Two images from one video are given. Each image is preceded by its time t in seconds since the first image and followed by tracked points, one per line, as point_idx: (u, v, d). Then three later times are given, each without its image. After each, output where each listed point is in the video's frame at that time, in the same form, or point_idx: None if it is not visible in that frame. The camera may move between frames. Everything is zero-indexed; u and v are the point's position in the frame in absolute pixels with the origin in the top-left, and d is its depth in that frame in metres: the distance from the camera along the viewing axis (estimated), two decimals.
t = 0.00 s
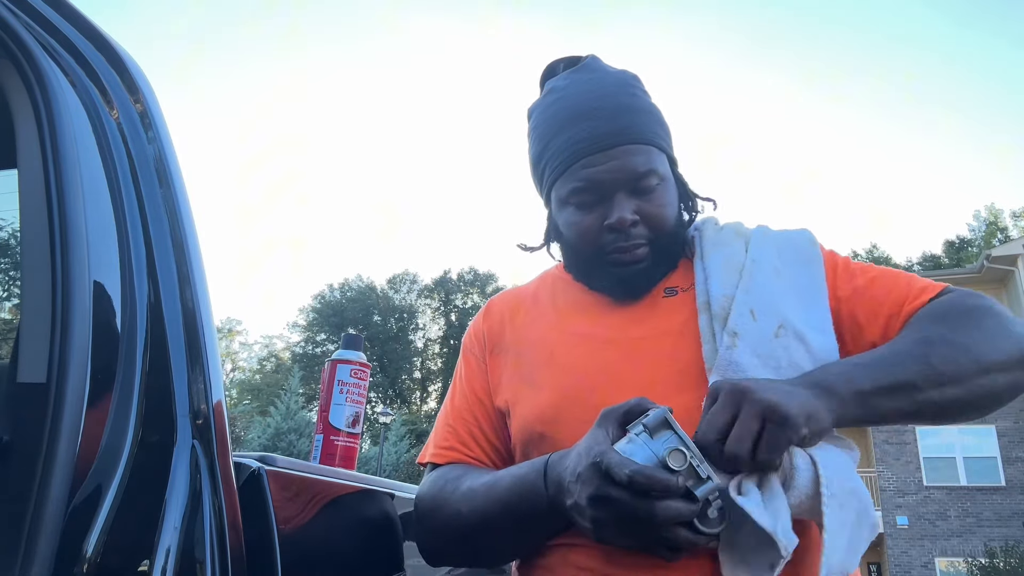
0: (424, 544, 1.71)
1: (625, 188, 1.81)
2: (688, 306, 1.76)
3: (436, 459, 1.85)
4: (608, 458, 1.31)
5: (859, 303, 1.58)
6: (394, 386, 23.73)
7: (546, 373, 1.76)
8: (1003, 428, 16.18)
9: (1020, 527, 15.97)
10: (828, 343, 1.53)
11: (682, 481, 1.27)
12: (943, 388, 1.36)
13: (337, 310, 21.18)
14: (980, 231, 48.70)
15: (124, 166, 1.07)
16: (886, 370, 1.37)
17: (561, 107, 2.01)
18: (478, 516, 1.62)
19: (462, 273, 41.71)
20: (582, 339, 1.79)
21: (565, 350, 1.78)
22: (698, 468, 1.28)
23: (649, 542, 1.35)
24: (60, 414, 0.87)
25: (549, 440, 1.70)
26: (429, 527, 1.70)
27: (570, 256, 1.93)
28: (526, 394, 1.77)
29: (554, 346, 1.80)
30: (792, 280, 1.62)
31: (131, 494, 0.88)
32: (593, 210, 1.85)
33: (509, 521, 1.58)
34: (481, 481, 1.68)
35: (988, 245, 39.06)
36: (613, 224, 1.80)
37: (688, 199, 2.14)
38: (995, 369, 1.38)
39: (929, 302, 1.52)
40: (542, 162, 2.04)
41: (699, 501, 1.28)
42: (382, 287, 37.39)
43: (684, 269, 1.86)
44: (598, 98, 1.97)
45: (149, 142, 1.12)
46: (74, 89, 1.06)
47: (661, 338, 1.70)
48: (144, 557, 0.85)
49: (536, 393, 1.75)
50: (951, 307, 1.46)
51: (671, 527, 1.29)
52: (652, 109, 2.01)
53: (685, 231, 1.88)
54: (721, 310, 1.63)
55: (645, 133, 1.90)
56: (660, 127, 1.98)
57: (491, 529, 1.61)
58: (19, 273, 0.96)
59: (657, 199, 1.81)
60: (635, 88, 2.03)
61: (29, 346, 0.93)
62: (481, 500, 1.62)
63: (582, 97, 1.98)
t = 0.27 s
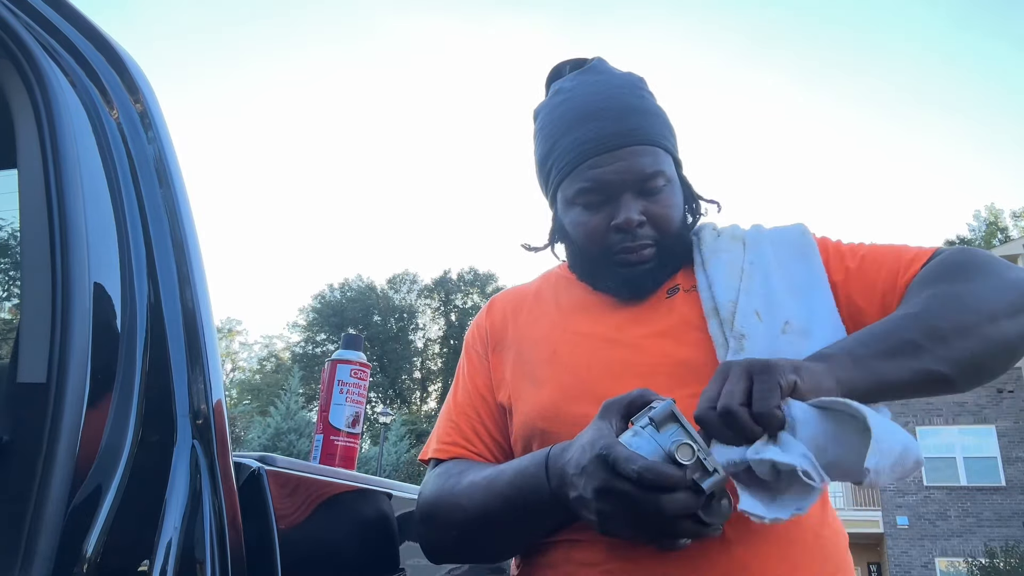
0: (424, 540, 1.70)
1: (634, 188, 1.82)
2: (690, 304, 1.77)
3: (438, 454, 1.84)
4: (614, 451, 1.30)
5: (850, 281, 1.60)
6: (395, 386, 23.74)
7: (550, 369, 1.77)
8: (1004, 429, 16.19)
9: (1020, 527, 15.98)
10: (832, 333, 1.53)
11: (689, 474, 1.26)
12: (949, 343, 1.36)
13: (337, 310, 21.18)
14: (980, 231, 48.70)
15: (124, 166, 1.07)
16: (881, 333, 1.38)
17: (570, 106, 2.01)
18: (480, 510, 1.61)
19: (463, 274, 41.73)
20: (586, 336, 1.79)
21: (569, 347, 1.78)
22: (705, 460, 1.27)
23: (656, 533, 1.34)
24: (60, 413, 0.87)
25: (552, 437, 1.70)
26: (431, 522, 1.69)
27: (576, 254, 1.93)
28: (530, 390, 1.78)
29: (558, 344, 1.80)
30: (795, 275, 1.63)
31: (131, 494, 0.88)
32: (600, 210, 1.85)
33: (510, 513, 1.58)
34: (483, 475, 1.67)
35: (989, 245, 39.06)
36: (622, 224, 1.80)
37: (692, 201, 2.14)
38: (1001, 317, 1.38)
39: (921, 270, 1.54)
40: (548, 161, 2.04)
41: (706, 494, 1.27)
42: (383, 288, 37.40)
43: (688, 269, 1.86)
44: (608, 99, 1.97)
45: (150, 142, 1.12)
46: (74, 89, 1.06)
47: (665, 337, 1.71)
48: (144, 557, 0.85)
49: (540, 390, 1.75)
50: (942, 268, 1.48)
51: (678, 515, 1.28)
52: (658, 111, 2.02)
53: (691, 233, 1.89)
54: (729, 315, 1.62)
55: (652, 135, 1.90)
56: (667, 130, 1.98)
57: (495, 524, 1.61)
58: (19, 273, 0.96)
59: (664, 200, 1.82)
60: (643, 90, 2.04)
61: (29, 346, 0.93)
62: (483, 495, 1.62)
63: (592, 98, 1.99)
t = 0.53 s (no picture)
0: (421, 540, 1.72)
1: (627, 192, 1.82)
2: (684, 307, 1.77)
3: (436, 455, 1.85)
4: (610, 446, 1.32)
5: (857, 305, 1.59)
6: (394, 386, 23.75)
7: (545, 373, 1.76)
8: (1004, 429, 16.18)
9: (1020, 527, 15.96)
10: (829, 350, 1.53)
11: (681, 467, 1.29)
12: (944, 401, 1.38)
13: (337, 310, 21.17)
14: (979, 231, 48.69)
15: (123, 166, 1.07)
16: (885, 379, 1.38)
17: (564, 109, 2.01)
18: (478, 513, 1.61)
19: (462, 274, 41.74)
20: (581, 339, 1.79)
21: (564, 350, 1.78)
22: (697, 454, 1.30)
23: (648, 533, 1.34)
24: (60, 413, 0.87)
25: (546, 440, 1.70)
26: (428, 518, 1.70)
27: (571, 257, 1.93)
28: (525, 393, 1.78)
29: (553, 346, 1.80)
30: (792, 278, 1.62)
31: (131, 493, 0.88)
32: (594, 213, 1.85)
33: (508, 518, 1.59)
34: (481, 477, 1.68)
35: (989, 245, 39.10)
36: (615, 227, 1.80)
37: (689, 202, 2.13)
38: (995, 383, 1.39)
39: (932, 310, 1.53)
40: (543, 164, 2.03)
41: (699, 488, 1.29)
42: (382, 288, 37.40)
43: (683, 272, 1.86)
44: (603, 101, 1.96)
45: (149, 142, 1.12)
46: (74, 89, 1.06)
47: (659, 340, 1.70)
48: (144, 556, 0.85)
49: (534, 393, 1.75)
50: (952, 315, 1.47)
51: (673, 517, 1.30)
52: (653, 112, 2.01)
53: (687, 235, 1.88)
54: (725, 313, 1.62)
55: (647, 136, 1.90)
56: (662, 132, 1.98)
57: (491, 525, 1.61)
58: (19, 273, 0.96)
59: (659, 204, 1.81)
60: (638, 91, 2.03)
61: (28, 346, 0.93)
62: (480, 496, 1.63)
63: (586, 100, 1.98)
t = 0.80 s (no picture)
0: (424, 538, 1.71)
1: (642, 192, 1.81)
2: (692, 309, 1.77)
3: (437, 448, 1.84)
4: (616, 449, 1.30)
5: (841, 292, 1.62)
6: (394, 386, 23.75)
7: (552, 368, 1.76)
8: (1004, 429, 16.18)
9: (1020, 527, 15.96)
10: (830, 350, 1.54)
11: (688, 468, 1.27)
12: (946, 361, 1.37)
13: (337, 310, 21.20)
14: (979, 231, 48.68)
15: (123, 166, 1.07)
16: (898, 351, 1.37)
17: (581, 107, 2.00)
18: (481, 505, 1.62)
19: (463, 274, 41.76)
20: (588, 336, 1.78)
21: (571, 346, 1.78)
22: (704, 454, 1.29)
23: (657, 529, 1.34)
24: (60, 414, 0.87)
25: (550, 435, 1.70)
26: (430, 514, 1.70)
27: (580, 254, 1.93)
28: (531, 388, 1.77)
29: (561, 342, 1.80)
30: (797, 285, 1.63)
31: (131, 493, 0.88)
32: (607, 210, 1.84)
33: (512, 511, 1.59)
34: (483, 471, 1.68)
35: (989, 245, 39.13)
36: (629, 226, 1.79)
37: (698, 207, 2.14)
38: (1001, 339, 1.39)
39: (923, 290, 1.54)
40: (556, 160, 2.03)
41: (707, 488, 1.28)
42: (382, 288, 37.43)
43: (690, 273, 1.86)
44: (622, 101, 1.96)
45: (149, 142, 1.12)
46: (74, 90, 1.06)
47: (667, 340, 1.71)
48: (144, 557, 0.85)
49: (540, 388, 1.75)
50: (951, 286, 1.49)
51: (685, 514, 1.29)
52: (669, 116, 2.01)
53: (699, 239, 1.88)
54: (729, 324, 1.62)
55: (662, 139, 1.90)
56: (677, 135, 1.98)
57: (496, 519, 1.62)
58: (19, 273, 0.96)
59: (673, 206, 1.81)
60: (655, 95, 2.03)
61: (27, 346, 0.93)
62: (483, 490, 1.63)
63: (604, 100, 1.97)
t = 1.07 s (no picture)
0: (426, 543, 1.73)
1: (633, 197, 1.81)
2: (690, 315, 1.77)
3: (441, 459, 1.84)
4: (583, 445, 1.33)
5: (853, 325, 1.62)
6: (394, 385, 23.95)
7: (548, 377, 1.77)
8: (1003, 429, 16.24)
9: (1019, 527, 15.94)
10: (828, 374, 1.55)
11: (659, 451, 1.31)
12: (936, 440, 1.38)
13: (337, 310, 21.25)
14: (979, 231, 48.69)
15: (123, 166, 1.07)
16: (899, 408, 1.37)
17: (574, 110, 2.00)
18: (478, 521, 1.61)
19: (463, 274, 41.68)
20: (584, 344, 1.79)
21: (567, 355, 1.78)
22: (671, 436, 1.33)
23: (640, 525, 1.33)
24: (60, 415, 0.87)
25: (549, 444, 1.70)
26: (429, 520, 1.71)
27: (574, 259, 1.93)
28: (528, 397, 1.77)
29: (557, 349, 1.80)
30: (800, 301, 1.63)
31: (131, 491, 0.88)
32: (598, 215, 1.85)
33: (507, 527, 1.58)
34: (480, 486, 1.66)
35: (989, 245, 39.11)
36: (620, 231, 1.80)
37: (694, 209, 2.13)
38: (983, 435, 1.41)
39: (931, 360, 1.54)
40: (549, 165, 2.03)
41: (680, 470, 1.32)
42: (383, 287, 37.49)
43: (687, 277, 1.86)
44: (614, 104, 1.95)
45: (149, 141, 1.12)
46: (74, 89, 1.06)
47: (663, 348, 1.72)
48: (144, 557, 0.85)
49: (538, 397, 1.75)
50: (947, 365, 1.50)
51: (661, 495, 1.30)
52: (662, 117, 2.01)
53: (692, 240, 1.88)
54: (731, 326, 1.62)
55: (655, 141, 1.89)
56: (669, 136, 1.97)
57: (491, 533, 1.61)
58: (19, 273, 0.96)
59: (665, 211, 1.81)
60: (649, 97, 2.03)
61: (28, 345, 0.93)
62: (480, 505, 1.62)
63: (595, 103, 1.97)
